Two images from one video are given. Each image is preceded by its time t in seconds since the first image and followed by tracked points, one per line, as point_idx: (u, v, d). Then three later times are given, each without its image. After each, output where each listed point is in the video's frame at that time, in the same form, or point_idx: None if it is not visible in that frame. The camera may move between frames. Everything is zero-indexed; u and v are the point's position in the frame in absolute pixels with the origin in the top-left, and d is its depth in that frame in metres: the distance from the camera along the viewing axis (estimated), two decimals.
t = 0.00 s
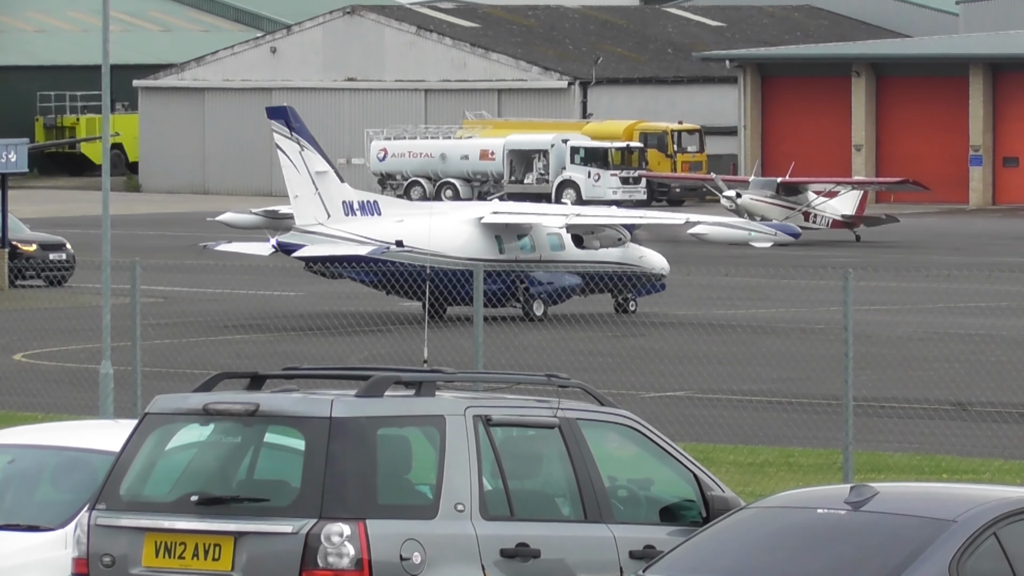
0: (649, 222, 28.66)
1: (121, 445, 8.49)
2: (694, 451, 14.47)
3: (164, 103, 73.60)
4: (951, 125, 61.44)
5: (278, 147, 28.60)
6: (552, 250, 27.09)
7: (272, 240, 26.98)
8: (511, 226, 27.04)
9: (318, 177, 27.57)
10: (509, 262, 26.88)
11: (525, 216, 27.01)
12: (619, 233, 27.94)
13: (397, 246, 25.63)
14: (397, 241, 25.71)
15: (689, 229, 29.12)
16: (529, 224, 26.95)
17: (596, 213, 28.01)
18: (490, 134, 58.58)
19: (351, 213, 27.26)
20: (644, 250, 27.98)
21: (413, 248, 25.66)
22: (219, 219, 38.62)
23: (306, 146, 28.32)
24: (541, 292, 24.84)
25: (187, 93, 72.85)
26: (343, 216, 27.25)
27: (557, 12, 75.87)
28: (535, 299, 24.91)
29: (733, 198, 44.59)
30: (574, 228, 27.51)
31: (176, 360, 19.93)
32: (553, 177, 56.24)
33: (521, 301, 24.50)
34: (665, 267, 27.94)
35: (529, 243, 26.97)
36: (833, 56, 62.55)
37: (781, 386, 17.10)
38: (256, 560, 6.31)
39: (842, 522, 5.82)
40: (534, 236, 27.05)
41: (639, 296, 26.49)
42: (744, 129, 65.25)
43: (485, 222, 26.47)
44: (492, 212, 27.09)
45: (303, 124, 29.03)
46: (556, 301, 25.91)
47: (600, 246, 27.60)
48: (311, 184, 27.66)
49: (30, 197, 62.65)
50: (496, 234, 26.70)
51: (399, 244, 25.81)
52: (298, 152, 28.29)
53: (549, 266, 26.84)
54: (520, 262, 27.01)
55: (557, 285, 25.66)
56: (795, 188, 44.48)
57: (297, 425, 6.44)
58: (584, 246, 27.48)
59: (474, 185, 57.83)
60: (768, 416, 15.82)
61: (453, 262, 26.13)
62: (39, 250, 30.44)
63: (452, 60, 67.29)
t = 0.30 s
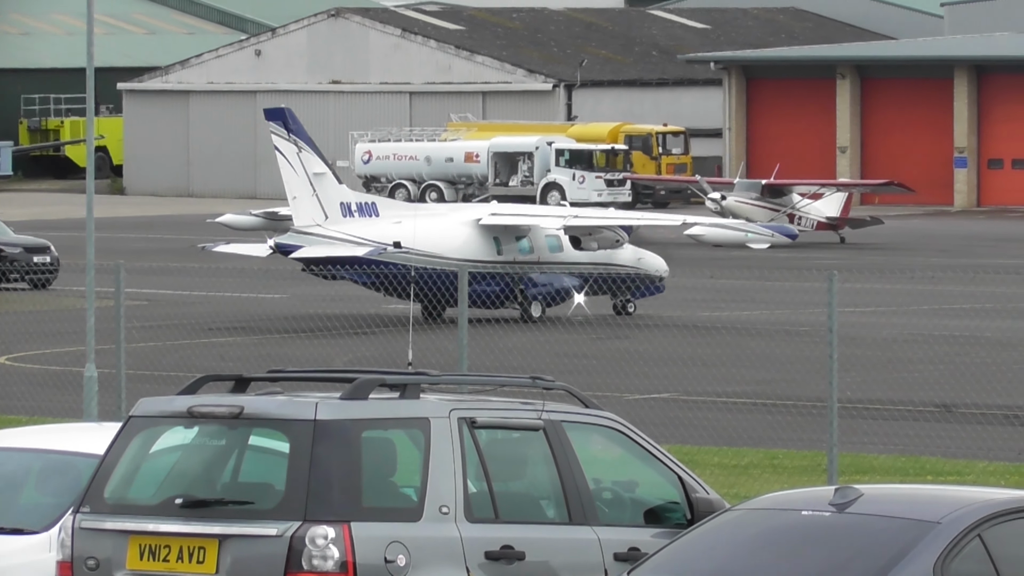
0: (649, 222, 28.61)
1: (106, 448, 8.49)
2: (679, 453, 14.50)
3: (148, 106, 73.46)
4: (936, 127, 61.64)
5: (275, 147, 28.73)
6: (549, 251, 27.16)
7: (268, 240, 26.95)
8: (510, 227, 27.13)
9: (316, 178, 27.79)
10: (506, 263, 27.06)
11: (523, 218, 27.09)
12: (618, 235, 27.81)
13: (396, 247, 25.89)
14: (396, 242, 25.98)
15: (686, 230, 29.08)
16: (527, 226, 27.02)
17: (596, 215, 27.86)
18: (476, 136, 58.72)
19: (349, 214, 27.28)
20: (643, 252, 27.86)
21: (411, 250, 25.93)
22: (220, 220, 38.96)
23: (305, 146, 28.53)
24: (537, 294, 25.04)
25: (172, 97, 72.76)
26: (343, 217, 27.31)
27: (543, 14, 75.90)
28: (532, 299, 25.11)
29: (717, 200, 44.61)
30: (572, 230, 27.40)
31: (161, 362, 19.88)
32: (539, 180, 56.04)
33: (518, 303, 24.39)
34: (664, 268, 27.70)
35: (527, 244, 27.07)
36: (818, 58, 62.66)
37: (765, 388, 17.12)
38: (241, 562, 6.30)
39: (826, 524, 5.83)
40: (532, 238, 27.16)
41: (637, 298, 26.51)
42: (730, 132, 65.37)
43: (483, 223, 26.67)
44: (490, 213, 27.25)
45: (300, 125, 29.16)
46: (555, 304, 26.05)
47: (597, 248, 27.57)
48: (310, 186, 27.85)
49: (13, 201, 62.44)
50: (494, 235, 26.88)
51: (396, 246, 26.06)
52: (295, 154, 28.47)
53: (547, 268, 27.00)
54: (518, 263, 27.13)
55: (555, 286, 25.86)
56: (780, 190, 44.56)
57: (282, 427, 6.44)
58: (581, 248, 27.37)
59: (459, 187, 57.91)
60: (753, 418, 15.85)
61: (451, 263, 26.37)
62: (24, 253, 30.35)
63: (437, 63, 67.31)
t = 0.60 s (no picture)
0: (619, 226, 28.67)
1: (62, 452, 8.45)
2: (637, 456, 14.55)
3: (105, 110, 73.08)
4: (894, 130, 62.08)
5: (246, 151, 28.76)
6: (521, 254, 27.47)
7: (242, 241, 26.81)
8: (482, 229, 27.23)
9: (289, 180, 27.70)
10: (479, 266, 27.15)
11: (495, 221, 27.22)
12: (589, 237, 27.75)
13: (367, 250, 25.63)
14: (367, 245, 25.70)
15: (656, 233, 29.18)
16: (499, 229, 27.21)
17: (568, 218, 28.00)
18: (433, 140, 58.79)
19: (321, 216, 27.25)
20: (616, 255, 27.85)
21: (382, 253, 25.79)
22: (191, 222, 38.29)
23: (276, 149, 28.56)
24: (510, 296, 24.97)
25: (129, 99, 72.47)
26: (314, 220, 27.29)
27: (500, 18, 75.98)
28: (504, 302, 25.21)
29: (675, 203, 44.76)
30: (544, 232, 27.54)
31: (118, 365, 19.77)
32: (496, 182, 56.19)
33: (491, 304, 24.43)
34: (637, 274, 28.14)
35: (499, 247, 27.28)
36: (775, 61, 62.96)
37: (723, 391, 17.18)
38: (200, 565, 6.27)
39: (784, 527, 5.86)
40: (505, 241, 27.35)
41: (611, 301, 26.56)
42: (687, 134, 65.60)
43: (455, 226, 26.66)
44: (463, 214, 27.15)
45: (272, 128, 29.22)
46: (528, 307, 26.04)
47: (568, 251, 27.67)
48: (281, 189, 27.77)
49: None
50: (467, 238, 26.99)
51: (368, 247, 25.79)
52: (267, 156, 28.50)
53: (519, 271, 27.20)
54: (490, 266, 27.27)
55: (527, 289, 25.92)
56: (737, 193, 44.73)
57: (240, 431, 6.42)
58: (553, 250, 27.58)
59: (416, 190, 57.86)
60: (710, 422, 15.91)
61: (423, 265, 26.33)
62: None
63: (395, 65, 67.17)
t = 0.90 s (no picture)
0: (578, 225, 28.75)
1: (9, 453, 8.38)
2: (585, 456, 14.60)
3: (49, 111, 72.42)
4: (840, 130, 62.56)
5: (207, 150, 28.16)
6: (484, 253, 27.37)
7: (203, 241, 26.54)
8: (444, 229, 27.29)
9: (250, 180, 27.33)
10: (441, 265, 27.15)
11: (457, 220, 27.26)
12: (551, 236, 27.83)
13: (328, 248, 25.70)
14: (329, 243, 25.77)
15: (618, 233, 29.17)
16: (461, 228, 27.22)
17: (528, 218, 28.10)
18: (380, 139, 58.74)
19: (282, 216, 26.95)
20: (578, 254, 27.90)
21: (344, 251, 25.84)
22: (157, 222, 38.05)
23: (237, 149, 28.00)
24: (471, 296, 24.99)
25: (75, 99, 72.07)
26: (275, 219, 26.98)
27: (448, 18, 75.93)
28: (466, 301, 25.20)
29: (623, 203, 44.88)
30: (505, 231, 27.66)
31: (64, 366, 19.60)
32: (444, 182, 56.30)
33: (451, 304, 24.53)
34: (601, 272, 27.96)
35: (462, 247, 27.26)
36: (722, 62, 63.27)
37: (671, 391, 17.26)
38: (146, 565, 6.23)
39: (731, 526, 5.91)
40: (467, 240, 27.34)
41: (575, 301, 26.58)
42: (634, 134, 65.79)
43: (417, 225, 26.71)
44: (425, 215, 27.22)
45: (232, 126, 28.62)
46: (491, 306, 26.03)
47: (531, 250, 27.73)
48: (243, 187, 27.38)
49: None
50: (428, 237, 27.02)
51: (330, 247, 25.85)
52: (228, 155, 27.93)
53: (482, 270, 27.17)
54: (452, 265, 27.24)
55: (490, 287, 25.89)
56: (685, 194, 44.87)
57: (186, 430, 6.42)
58: (514, 249, 27.62)
59: (363, 191, 57.68)
60: (658, 422, 15.97)
61: (384, 264, 26.43)
62: None
63: (342, 66, 66.99)
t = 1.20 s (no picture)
0: (572, 223, 28.67)
1: None
2: (561, 455, 14.63)
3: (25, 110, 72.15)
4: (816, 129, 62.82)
5: (199, 146, 28.13)
6: (477, 251, 27.33)
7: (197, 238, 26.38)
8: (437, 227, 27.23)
9: (243, 177, 27.35)
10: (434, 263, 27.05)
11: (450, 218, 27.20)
12: (543, 234, 27.65)
13: (320, 246, 25.65)
14: (321, 242, 25.73)
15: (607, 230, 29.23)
16: (453, 226, 27.15)
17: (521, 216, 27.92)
18: (355, 138, 58.77)
19: (274, 213, 27.07)
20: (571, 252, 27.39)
21: (336, 249, 25.70)
22: (154, 220, 38.30)
23: (230, 146, 27.98)
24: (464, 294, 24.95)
25: (51, 98, 71.92)
26: (268, 216, 27.04)
27: (423, 16, 75.87)
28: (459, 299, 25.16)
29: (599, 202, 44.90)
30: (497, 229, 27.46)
31: (41, 365, 19.54)
32: (420, 181, 56.20)
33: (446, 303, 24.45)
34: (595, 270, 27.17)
35: (455, 245, 27.21)
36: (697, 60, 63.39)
37: (646, 390, 17.29)
38: (124, 565, 6.23)
39: (708, 526, 5.93)
40: (461, 238, 27.28)
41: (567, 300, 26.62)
42: (610, 133, 65.86)
43: (410, 223, 26.60)
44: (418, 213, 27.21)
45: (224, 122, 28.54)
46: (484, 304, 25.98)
47: (522, 248, 27.53)
48: (235, 185, 27.41)
49: None
50: (422, 235, 26.89)
51: (322, 244, 25.79)
52: (220, 153, 27.92)
53: (474, 268, 27.11)
54: (445, 264, 27.21)
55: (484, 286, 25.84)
56: (661, 192, 44.91)
57: (164, 430, 6.41)
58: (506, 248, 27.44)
59: (338, 189, 57.64)
60: (636, 421, 16.00)
61: (378, 262, 26.29)
62: None
63: (317, 65, 66.89)
